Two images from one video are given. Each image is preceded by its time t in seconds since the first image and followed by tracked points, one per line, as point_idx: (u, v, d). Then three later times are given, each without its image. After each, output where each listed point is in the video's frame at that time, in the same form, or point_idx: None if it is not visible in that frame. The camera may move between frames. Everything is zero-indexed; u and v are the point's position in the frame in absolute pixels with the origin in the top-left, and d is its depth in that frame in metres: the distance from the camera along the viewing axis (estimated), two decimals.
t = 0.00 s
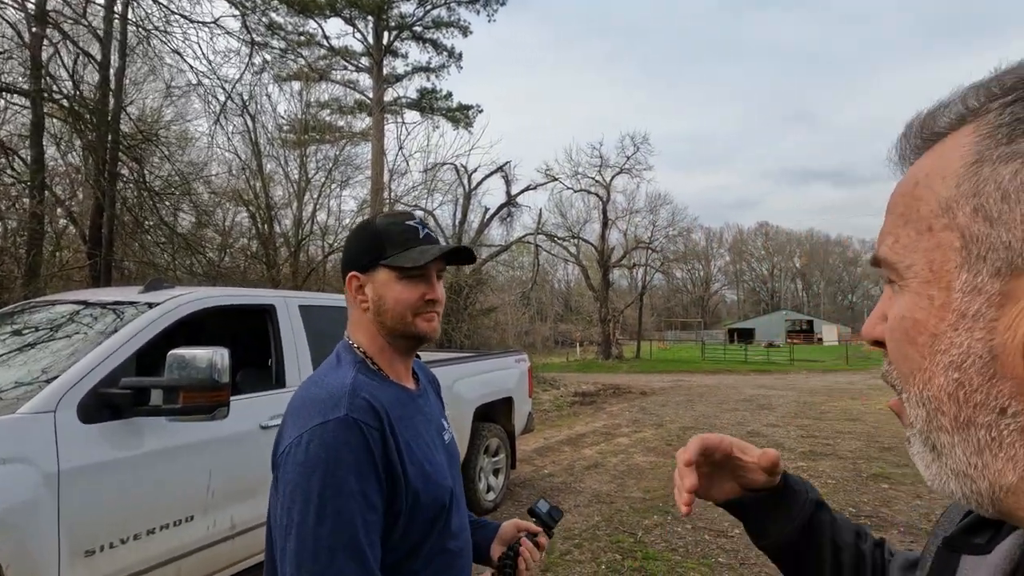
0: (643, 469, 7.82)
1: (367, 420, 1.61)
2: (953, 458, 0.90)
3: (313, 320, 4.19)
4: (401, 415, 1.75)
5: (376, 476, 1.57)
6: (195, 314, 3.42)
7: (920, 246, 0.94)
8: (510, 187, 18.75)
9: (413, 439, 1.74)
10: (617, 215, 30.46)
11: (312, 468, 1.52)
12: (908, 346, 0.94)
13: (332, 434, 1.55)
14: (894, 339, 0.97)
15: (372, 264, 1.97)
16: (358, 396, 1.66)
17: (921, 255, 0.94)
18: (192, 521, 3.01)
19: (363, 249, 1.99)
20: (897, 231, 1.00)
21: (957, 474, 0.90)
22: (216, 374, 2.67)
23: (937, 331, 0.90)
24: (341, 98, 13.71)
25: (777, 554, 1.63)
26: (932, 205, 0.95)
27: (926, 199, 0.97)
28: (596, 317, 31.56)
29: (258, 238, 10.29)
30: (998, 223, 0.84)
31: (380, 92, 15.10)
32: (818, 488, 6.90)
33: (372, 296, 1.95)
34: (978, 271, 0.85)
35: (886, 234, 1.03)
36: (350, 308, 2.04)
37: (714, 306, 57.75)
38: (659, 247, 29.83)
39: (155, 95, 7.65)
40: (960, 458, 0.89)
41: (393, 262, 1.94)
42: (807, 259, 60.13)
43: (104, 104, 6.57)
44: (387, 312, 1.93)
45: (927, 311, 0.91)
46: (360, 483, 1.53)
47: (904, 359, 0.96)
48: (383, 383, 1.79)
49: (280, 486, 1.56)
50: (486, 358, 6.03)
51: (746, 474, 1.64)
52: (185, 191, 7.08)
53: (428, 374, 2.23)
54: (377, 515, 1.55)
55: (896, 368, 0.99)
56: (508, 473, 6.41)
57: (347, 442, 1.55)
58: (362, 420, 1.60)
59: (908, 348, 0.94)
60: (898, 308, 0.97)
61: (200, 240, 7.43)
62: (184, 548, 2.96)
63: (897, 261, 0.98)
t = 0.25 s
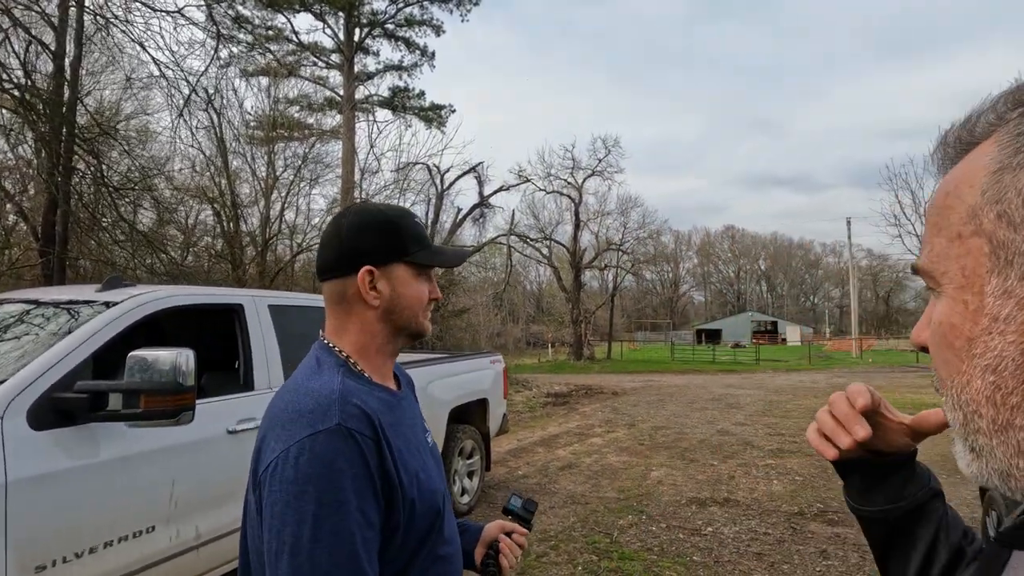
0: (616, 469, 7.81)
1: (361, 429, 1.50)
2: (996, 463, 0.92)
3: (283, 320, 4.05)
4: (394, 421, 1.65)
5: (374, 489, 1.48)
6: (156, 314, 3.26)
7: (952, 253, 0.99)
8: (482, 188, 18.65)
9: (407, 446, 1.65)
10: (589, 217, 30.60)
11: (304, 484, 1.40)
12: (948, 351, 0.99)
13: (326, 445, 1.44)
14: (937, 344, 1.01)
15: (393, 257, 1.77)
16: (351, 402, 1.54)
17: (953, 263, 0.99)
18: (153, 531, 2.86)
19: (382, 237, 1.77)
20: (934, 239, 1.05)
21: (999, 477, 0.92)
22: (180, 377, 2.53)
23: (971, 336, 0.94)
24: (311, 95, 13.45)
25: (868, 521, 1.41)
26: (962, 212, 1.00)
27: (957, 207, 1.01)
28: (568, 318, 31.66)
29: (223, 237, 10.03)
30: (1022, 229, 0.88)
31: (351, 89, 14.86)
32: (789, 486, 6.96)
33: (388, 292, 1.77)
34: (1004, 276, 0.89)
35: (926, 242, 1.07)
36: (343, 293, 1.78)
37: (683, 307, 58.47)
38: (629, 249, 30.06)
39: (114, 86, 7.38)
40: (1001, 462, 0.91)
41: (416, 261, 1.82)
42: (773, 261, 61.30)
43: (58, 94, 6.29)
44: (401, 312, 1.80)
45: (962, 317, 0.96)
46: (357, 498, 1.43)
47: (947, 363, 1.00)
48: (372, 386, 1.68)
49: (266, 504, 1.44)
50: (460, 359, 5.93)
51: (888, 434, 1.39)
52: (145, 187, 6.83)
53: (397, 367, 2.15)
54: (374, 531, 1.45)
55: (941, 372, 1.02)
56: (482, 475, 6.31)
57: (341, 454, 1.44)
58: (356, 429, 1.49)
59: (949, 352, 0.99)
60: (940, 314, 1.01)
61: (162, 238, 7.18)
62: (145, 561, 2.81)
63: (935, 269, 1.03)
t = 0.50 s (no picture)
0: (596, 469, 7.78)
1: (361, 433, 1.42)
2: None
3: (258, 319, 3.92)
4: (387, 423, 1.57)
5: (375, 496, 1.40)
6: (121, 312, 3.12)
7: (985, 257, 1.01)
8: (461, 187, 18.51)
9: (402, 448, 1.58)
10: (568, 217, 30.65)
11: (302, 495, 1.31)
12: (984, 356, 1.00)
13: (324, 453, 1.35)
14: (967, 348, 1.03)
15: (388, 249, 1.70)
16: (347, 406, 1.45)
17: (985, 267, 1.01)
18: (120, 539, 2.74)
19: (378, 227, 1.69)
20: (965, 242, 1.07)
21: None
22: (148, 377, 2.40)
23: (1005, 341, 0.96)
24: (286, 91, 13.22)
25: (913, 520, 1.33)
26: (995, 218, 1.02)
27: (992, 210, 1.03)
28: (547, 318, 31.68)
29: (195, 235, 9.80)
30: None
31: (328, 86, 14.65)
32: (767, 483, 7.00)
33: (384, 286, 1.69)
34: None
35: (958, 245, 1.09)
36: (333, 291, 1.66)
37: (661, 307, 58.90)
38: (607, 249, 30.17)
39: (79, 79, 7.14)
40: None
41: (410, 254, 1.76)
42: (748, 261, 62.08)
43: (20, 86, 6.06)
44: (395, 307, 1.73)
45: (996, 321, 0.98)
46: (359, 505, 1.35)
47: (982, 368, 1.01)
48: (363, 386, 1.60)
49: (258, 518, 1.33)
50: (441, 359, 5.85)
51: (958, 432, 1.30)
52: (112, 182, 6.63)
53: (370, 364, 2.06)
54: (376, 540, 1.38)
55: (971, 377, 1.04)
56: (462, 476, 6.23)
57: (341, 462, 1.36)
58: (357, 434, 1.41)
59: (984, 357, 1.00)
60: (969, 318, 1.03)
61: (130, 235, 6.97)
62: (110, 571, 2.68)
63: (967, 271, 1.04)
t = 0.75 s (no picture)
0: (581, 467, 7.76)
1: (354, 430, 1.37)
2: None
3: (237, 318, 3.82)
4: (379, 421, 1.52)
5: (370, 496, 1.35)
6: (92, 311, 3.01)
7: (1000, 259, 1.00)
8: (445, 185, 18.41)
9: (393, 445, 1.53)
10: (551, 216, 30.66)
11: (296, 496, 1.25)
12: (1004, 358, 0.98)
13: (318, 452, 1.29)
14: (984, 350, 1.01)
15: (374, 241, 1.65)
16: (340, 403, 1.40)
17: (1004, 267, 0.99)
18: (92, 546, 2.64)
19: (364, 218, 1.64)
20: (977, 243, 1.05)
21: None
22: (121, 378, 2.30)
23: None
24: (267, 86, 13.02)
25: (919, 496, 1.28)
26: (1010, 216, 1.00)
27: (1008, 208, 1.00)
28: (530, 317, 31.68)
29: (172, 232, 9.62)
30: None
31: (309, 82, 14.47)
32: (749, 480, 7.03)
33: (372, 279, 1.64)
34: None
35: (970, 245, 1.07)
36: (318, 286, 1.59)
37: (644, 307, 59.19)
38: (591, 249, 30.24)
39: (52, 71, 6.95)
40: None
41: (395, 247, 1.72)
42: (730, 261, 62.65)
43: None
44: (382, 300, 1.68)
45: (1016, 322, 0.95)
46: (355, 504, 1.29)
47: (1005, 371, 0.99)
48: (352, 383, 1.54)
49: (247, 522, 1.26)
50: (425, 358, 5.77)
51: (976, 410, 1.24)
52: (86, 177, 6.47)
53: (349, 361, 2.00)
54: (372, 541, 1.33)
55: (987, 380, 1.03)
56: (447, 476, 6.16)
57: (336, 460, 1.30)
58: (351, 431, 1.35)
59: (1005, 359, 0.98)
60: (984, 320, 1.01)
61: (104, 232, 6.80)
62: None
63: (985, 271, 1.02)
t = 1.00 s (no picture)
0: (574, 467, 7.76)
1: (348, 428, 1.36)
2: None
3: (228, 317, 3.79)
4: (374, 419, 1.51)
5: (366, 494, 1.34)
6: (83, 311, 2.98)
7: None
8: (438, 185, 18.38)
9: (389, 444, 1.52)
10: (544, 216, 30.66)
11: (292, 495, 1.24)
12: None
13: (313, 450, 1.28)
14: None
15: (371, 241, 1.64)
16: (335, 401, 1.38)
17: None
18: (82, 548, 2.61)
19: (360, 217, 1.62)
20: None
21: None
22: (112, 378, 2.27)
23: None
24: (258, 84, 12.94)
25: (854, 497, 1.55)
26: None
27: None
28: (523, 317, 31.68)
29: (162, 231, 9.54)
30: None
31: (301, 80, 14.40)
32: (741, 478, 7.05)
33: (368, 279, 1.62)
34: None
35: None
36: (315, 283, 1.57)
37: (636, 306, 59.31)
38: (583, 248, 30.26)
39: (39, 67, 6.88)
40: None
41: (392, 246, 1.70)
42: (721, 261, 62.92)
43: None
44: (378, 299, 1.67)
45: None
46: (351, 503, 1.28)
47: None
48: (347, 382, 1.53)
49: (244, 521, 1.25)
50: (418, 358, 5.76)
51: (848, 410, 1.51)
52: (73, 175, 6.42)
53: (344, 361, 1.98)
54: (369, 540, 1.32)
55: None
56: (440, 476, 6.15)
57: (331, 458, 1.29)
58: (346, 429, 1.34)
59: None
60: None
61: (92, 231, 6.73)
62: None
63: None
